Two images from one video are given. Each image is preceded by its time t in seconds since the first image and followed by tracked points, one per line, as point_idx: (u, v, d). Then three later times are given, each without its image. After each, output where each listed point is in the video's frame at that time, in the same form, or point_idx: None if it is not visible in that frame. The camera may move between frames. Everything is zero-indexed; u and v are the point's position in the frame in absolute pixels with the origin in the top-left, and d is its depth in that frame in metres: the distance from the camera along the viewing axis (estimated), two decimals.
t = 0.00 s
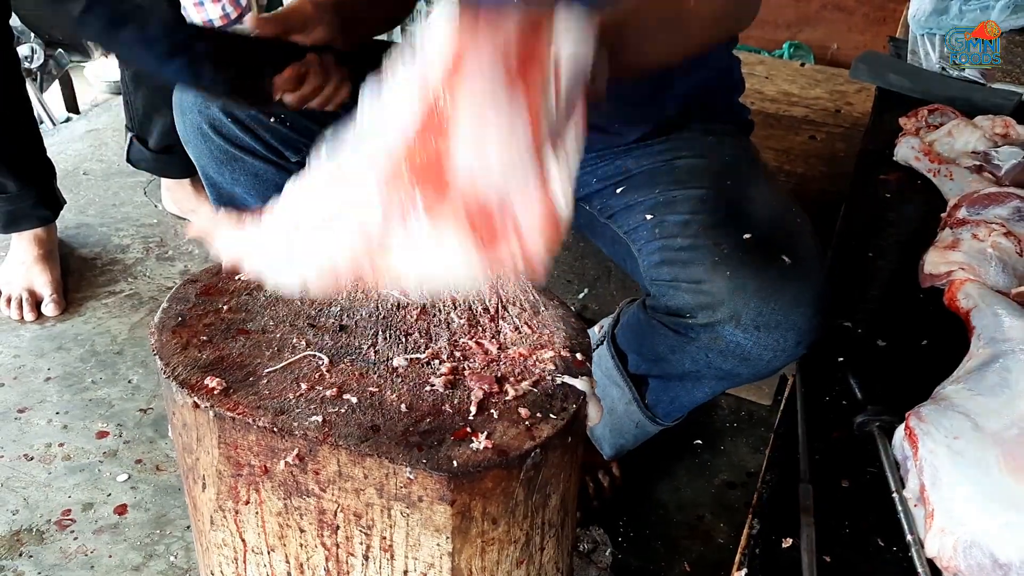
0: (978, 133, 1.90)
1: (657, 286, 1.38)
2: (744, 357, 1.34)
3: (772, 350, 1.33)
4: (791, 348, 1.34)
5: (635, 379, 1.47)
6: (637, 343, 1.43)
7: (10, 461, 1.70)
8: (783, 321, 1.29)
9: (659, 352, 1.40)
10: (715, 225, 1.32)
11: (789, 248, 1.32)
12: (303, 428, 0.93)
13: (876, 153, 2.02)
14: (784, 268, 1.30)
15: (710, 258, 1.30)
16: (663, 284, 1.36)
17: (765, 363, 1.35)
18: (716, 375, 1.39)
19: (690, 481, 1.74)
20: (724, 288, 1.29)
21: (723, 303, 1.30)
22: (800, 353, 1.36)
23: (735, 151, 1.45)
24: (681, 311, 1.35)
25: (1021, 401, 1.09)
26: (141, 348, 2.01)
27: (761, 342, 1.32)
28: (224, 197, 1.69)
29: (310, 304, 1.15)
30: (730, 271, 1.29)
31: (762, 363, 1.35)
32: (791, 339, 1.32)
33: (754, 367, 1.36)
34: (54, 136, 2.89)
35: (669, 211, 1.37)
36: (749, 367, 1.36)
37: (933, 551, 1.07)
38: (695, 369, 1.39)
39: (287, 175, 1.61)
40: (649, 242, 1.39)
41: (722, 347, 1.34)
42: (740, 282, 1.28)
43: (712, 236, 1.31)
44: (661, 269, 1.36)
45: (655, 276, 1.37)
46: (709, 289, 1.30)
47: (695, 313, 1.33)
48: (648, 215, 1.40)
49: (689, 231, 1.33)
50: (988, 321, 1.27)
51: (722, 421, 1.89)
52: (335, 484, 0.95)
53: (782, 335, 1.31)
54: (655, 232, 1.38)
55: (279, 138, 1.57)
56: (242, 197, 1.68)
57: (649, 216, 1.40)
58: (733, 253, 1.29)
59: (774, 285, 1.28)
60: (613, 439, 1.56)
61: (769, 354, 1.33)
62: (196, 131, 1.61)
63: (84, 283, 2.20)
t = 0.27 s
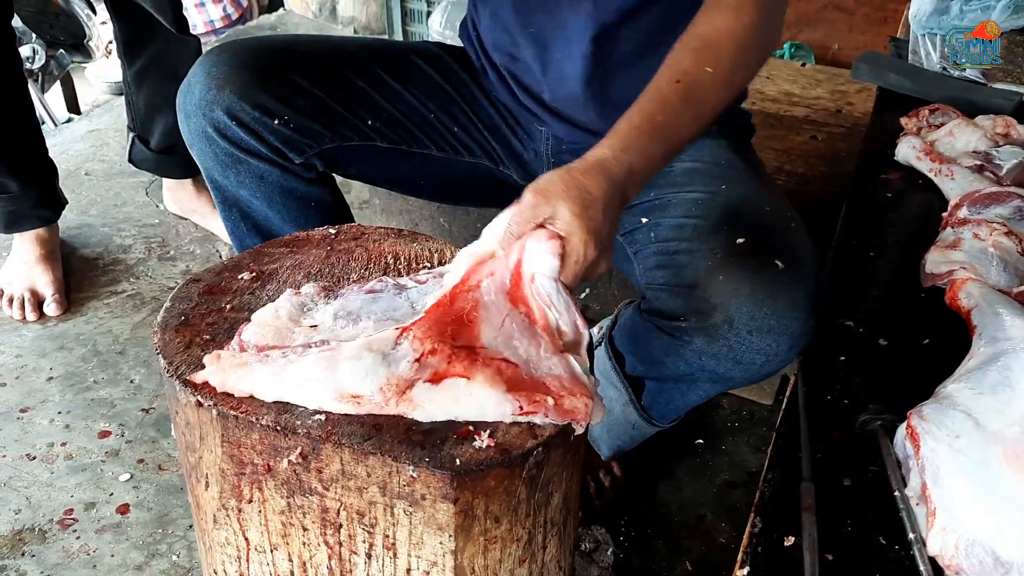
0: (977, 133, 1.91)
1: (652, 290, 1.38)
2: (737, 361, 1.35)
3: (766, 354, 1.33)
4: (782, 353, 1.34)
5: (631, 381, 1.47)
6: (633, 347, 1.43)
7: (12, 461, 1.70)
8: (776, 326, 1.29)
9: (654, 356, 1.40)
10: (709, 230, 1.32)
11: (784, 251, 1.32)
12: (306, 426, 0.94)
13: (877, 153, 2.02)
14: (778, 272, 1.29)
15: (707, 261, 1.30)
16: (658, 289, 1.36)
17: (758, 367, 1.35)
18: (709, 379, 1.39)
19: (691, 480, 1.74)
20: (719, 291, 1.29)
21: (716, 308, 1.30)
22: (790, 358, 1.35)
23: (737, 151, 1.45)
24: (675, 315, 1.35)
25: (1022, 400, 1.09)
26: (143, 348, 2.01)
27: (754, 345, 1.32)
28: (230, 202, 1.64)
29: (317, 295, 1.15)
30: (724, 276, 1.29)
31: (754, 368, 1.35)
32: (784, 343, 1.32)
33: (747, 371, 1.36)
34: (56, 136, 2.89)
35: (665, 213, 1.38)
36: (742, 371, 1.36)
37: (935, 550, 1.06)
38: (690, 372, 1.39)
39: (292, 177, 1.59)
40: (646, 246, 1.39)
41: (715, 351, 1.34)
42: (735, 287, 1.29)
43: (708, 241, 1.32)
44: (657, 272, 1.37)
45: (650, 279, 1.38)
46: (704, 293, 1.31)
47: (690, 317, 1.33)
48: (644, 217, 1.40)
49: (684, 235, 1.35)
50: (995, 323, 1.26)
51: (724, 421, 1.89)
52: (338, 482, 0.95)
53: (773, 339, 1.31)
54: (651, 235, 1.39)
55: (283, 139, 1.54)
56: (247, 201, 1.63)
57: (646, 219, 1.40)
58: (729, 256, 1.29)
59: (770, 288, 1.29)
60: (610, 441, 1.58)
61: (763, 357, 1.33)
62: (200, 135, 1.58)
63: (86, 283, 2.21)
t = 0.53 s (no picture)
0: (978, 132, 1.92)
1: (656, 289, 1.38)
2: (740, 362, 1.35)
3: (771, 355, 1.33)
4: (786, 353, 1.34)
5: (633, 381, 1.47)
6: (636, 350, 1.43)
7: (13, 460, 1.70)
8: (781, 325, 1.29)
9: (657, 357, 1.40)
10: (713, 231, 1.34)
11: (788, 252, 1.33)
12: (307, 425, 0.94)
13: (877, 153, 2.02)
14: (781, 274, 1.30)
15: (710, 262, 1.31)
16: (660, 288, 1.37)
17: (762, 367, 1.35)
18: (713, 379, 1.39)
19: (692, 480, 1.74)
20: (723, 291, 1.30)
21: (720, 309, 1.31)
22: (795, 358, 1.35)
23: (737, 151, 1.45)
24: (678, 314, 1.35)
25: None
26: (145, 347, 2.01)
27: (759, 346, 1.32)
28: (234, 220, 1.64)
29: (320, 294, 1.15)
30: (728, 275, 1.30)
31: (758, 369, 1.36)
32: (789, 344, 1.32)
33: (750, 372, 1.37)
34: (58, 136, 2.89)
35: (666, 214, 1.39)
36: (745, 371, 1.37)
37: (935, 548, 1.06)
38: (693, 373, 1.39)
39: (299, 197, 1.58)
40: (649, 245, 1.39)
41: (719, 351, 1.34)
42: (739, 286, 1.29)
43: (712, 241, 1.33)
44: (660, 271, 1.36)
45: (654, 280, 1.38)
46: (708, 293, 1.30)
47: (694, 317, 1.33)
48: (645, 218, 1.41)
49: (688, 234, 1.35)
50: (998, 322, 1.26)
51: (724, 421, 1.89)
52: (338, 481, 0.95)
53: (779, 340, 1.31)
54: (654, 235, 1.39)
55: (293, 160, 1.53)
56: (251, 219, 1.62)
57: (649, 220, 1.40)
58: (733, 257, 1.31)
59: (772, 288, 1.29)
60: (611, 441, 1.58)
61: (766, 359, 1.33)
62: (203, 155, 1.56)
63: (87, 282, 2.21)
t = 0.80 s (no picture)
0: (978, 133, 1.91)
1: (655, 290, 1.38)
2: (738, 363, 1.35)
3: (769, 355, 1.33)
4: (785, 354, 1.34)
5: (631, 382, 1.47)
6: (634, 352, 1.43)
7: (11, 461, 1.70)
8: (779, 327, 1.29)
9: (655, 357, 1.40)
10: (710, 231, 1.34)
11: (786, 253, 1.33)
12: (304, 424, 0.94)
13: (876, 154, 2.02)
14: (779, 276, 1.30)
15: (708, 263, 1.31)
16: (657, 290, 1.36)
17: (759, 368, 1.35)
18: (711, 381, 1.40)
19: (690, 480, 1.74)
20: (720, 292, 1.30)
21: (718, 310, 1.31)
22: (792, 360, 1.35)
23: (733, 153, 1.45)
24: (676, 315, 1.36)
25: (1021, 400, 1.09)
26: (143, 348, 2.01)
27: (757, 347, 1.32)
28: (242, 234, 1.66)
29: (335, 283, 1.16)
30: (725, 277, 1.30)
31: (757, 369, 1.36)
32: (789, 345, 1.32)
33: (749, 374, 1.37)
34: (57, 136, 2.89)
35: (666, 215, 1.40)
36: (743, 372, 1.37)
37: (932, 549, 1.06)
38: (692, 373, 1.39)
39: (308, 213, 1.60)
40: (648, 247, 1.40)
41: (719, 351, 1.34)
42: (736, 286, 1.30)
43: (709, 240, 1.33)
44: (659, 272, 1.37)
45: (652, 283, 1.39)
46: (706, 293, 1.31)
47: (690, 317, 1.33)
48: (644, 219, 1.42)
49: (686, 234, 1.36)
50: (994, 322, 1.26)
51: (723, 421, 1.89)
52: (335, 480, 0.95)
53: (777, 341, 1.31)
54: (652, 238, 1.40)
55: (301, 176, 1.55)
56: (259, 232, 1.64)
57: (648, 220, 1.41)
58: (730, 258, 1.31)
59: (770, 289, 1.29)
60: (609, 441, 1.57)
61: (765, 360, 1.33)
62: (210, 174, 1.58)
63: (86, 283, 2.21)
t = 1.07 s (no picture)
0: (977, 133, 1.92)
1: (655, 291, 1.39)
2: (736, 358, 1.34)
3: (767, 352, 1.32)
4: (784, 351, 1.33)
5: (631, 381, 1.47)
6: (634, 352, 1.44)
7: (10, 461, 1.70)
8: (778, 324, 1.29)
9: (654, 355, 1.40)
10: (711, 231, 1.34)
11: (787, 251, 1.34)
12: (303, 424, 0.94)
13: (875, 153, 2.02)
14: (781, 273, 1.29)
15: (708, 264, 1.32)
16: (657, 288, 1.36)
17: (759, 364, 1.35)
18: (710, 378, 1.40)
19: (690, 480, 1.74)
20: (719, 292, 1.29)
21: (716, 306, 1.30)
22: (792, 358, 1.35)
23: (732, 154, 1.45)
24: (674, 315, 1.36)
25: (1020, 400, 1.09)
26: (142, 348, 2.01)
27: (756, 344, 1.32)
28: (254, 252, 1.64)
29: (335, 284, 1.16)
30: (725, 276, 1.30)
31: (756, 365, 1.35)
32: (787, 341, 1.31)
33: (748, 369, 1.36)
34: (56, 136, 2.89)
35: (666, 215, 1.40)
36: (743, 369, 1.36)
37: (931, 549, 1.07)
38: (691, 371, 1.39)
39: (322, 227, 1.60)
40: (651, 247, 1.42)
41: (718, 348, 1.34)
42: (736, 285, 1.29)
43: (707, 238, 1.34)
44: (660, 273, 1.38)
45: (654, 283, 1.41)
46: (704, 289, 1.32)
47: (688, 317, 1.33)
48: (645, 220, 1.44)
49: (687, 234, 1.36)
50: (991, 323, 1.26)
51: (722, 420, 1.89)
52: (333, 482, 0.95)
53: (775, 337, 1.30)
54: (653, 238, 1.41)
55: (318, 194, 1.55)
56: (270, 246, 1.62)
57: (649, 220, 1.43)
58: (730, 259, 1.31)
59: (770, 290, 1.29)
60: (610, 440, 1.57)
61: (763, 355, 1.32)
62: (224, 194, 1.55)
63: (85, 283, 2.21)
